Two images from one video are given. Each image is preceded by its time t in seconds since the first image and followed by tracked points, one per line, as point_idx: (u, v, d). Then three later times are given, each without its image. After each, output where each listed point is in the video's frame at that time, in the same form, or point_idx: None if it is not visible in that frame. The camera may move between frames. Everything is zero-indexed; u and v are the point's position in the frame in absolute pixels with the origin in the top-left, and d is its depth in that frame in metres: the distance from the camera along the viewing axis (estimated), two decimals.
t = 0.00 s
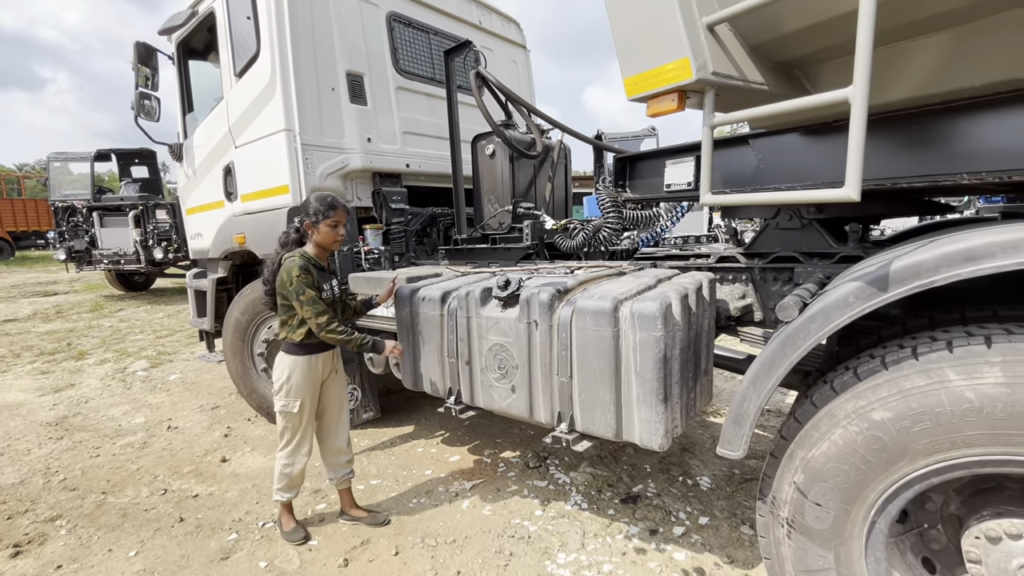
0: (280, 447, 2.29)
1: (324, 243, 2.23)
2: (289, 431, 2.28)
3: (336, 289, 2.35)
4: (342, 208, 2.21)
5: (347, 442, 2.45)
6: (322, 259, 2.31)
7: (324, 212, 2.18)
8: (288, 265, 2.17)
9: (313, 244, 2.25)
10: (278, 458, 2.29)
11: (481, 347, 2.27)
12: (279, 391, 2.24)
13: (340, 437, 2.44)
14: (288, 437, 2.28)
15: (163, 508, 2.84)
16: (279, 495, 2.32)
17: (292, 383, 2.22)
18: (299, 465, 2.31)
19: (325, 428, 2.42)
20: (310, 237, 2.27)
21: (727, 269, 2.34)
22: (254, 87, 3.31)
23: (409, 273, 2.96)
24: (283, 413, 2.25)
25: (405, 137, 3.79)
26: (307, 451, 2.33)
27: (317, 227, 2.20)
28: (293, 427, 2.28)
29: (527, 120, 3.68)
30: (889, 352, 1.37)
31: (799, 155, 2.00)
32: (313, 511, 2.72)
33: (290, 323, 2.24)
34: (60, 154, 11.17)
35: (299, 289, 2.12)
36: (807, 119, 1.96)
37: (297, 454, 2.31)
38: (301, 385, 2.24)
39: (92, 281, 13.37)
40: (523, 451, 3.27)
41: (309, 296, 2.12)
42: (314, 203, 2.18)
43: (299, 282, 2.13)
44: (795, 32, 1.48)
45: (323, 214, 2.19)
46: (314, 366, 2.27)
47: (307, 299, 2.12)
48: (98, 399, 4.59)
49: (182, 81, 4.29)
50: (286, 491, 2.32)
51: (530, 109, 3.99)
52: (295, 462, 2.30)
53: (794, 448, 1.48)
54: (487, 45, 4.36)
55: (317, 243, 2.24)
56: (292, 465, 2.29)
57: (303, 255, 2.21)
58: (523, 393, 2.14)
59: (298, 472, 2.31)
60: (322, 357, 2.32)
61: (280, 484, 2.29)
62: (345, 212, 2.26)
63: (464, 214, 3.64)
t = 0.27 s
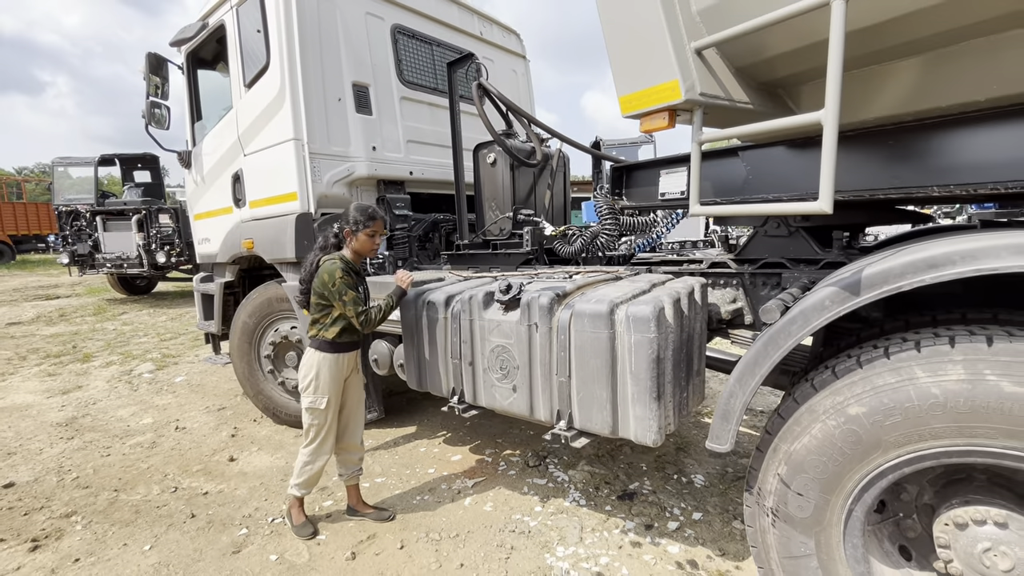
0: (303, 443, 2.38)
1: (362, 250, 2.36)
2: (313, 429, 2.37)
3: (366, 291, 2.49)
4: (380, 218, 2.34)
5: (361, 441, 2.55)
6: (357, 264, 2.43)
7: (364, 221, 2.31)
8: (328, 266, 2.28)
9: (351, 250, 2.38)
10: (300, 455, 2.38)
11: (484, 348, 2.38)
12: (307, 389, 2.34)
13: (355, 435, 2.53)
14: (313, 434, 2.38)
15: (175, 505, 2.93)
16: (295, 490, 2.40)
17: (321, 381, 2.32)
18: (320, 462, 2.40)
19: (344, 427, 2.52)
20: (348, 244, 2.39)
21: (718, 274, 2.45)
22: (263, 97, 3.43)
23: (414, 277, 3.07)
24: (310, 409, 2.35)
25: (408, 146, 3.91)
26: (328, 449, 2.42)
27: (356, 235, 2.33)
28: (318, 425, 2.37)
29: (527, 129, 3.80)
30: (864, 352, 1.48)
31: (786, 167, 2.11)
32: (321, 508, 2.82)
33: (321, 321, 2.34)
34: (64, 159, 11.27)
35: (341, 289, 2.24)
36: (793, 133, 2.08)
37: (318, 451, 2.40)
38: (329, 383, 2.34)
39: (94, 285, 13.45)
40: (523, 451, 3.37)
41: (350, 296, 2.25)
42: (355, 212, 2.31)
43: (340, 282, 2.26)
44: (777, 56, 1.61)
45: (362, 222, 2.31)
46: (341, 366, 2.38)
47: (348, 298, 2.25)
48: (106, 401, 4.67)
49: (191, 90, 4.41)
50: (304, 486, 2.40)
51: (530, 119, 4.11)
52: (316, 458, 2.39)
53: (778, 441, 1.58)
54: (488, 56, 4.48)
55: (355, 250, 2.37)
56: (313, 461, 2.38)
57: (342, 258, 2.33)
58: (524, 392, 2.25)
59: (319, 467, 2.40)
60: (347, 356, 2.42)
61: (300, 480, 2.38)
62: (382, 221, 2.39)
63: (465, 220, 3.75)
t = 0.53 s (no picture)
0: (319, 436, 2.46)
1: (390, 254, 2.47)
2: (330, 423, 2.46)
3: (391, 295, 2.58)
4: (409, 224, 2.44)
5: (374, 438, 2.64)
6: (386, 267, 2.55)
7: (394, 226, 2.42)
8: (358, 268, 2.40)
9: (381, 254, 2.49)
10: (315, 447, 2.47)
11: (491, 347, 2.46)
12: (327, 383, 2.44)
13: (369, 432, 2.62)
14: (329, 428, 2.46)
15: (188, 500, 3.01)
16: (306, 482, 2.47)
17: (341, 376, 2.42)
18: (333, 457, 2.48)
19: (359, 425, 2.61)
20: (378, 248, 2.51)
21: (717, 276, 2.54)
22: (274, 103, 3.52)
23: (421, 279, 3.16)
24: (328, 404, 2.44)
25: (414, 151, 4.00)
26: (342, 445, 2.50)
27: (386, 239, 2.44)
28: (336, 420, 2.46)
29: (530, 135, 3.89)
30: (854, 349, 1.58)
31: (782, 174, 2.20)
32: (330, 503, 2.89)
33: (345, 319, 2.46)
34: (68, 162, 11.35)
35: (365, 290, 2.35)
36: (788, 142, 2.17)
37: (333, 446, 2.48)
38: (347, 379, 2.43)
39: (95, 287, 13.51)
40: (527, 449, 3.45)
41: (373, 297, 2.35)
42: (385, 218, 2.43)
43: (366, 283, 2.37)
44: (773, 70, 1.70)
45: (391, 227, 2.42)
46: (360, 364, 2.47)
47: (371, 299, 2.35)
48: (115, 400, 4.74)
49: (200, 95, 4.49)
50: (315, 480, 2.48)
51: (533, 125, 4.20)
52: (329, 453, 2.47)
53: (774, 434, 1.67)
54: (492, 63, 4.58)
55: (384, 254, 2.49)
56: (326, 455, 2.46)
57: (370, 261, 2.44)
58: (530, 389, 2.33)
59: (331, 462, 2.48)
60: (367, 355, 2.51)
61: (312, 473, 2.45)
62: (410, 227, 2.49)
63: (470, 223, 3.84)
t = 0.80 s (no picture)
0: (336, 428, 2.55)
1: (407, 251, 2.57)
2: (347, 415, 2.54)
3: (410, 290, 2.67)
4: (420, 220, 2.55)
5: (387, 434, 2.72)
6: (404, 265, 2.65)
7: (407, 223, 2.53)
8: (378, 264, 2.49)
9: (398, 252, 2.60)
10: (330, 438, 2.55)
11: (501, 343, 2.55)
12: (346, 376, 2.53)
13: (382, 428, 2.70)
14: (346, 420, 2.55)
15: (204, 493, 3.09)
16: (318, 471, 2.55)
17: (360, 370, 2.52)
18: (348, 449, 2.56)
19: (374, 419, 2.69)
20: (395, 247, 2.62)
21: (719, 275, 2.63)
22: (287, 107, 3.61)
23: (431, 278, 3.24)
24: (347, 396, 2.53)
25: (423, 153, 4.09)
26: (357, 437, 2.59)
27: (400, 237, 2.56)
28: (353, 412, 2.54)
29: (535, 138, 3.98)
30: (851, 342, 1.67)
31: (783, 176, 2.29)
32: (343, 495, 2.98)
33: (366, 314, 2.55)
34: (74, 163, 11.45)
35: (384, 286, 2.44)
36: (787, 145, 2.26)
37: (348, 438, 2.57)
38: (366, 374, 2.53)
39: (99, 287, 13.56)
40: (533, 444, 3.53)
41: (391, 293, 2.45)
42: (398, 216, 2.54)
43: (384, 279, 2.46)
44: (774, 78, 1.80)
45: (404, 225, 2.53)
46: (379, 359, 2.57)
47: (389, 295, 2.44)
48: (126, 397, 4.83)
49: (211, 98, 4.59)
50: (327, 470, 2.56)
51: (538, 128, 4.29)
52: (344, 444, 2.55)
53: (775, 423, 1.75)
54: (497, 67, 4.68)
55: (400, 251, 2.60)
56: (340, 446, 2.54)
57: (389, 258, 2.54)
58: (539, 384, 2.41)
59: (343, 454, 2.56)
60: (386, 350, 2.61)
61: (325, 462, 2.54)
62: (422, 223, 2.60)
63: (477, 224, 3.92)
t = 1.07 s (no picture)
0: (359, 426, 2.61)
1: (410, 249, 2.64)
2: (371, 413, 2.62)
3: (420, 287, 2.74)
4: (420, 218, 2.62)
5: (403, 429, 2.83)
6: (411, 264, 2.72)
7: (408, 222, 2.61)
8: (384, 266, 2.57)
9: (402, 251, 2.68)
10: (354, 436, 2.61)
11: (509, 341, 2.62)
12: (369, 374, 2.61)
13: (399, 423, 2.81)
14: (368, 418, 2.62)
15: (217, 487, 3.16)
16: (339, 468, 2.61)
17: (383, 368, 2.60)
18: (371, 446, 2.64)
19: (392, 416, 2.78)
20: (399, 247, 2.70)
21: (721, 275, 2.70)
22: (298, 110, 3.68)
23: (439, 278, 3.32)
24: (370, 394, 2.61)
25: (430, 155, 4.17)
26: (379, 435, 2.66)
27: (403, 236, 2.63)
28: (377, 410, 2.62)
29: (540, 141, 4.05)
30: (849, 338, 1.74)
31: (784, 179, 2.37)
32: (354, 490, 3.05)
33: (379, 315, 2.63)
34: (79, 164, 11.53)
35: (391, 286, 2.52)
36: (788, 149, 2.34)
37: (371, 436, 2.64)
38: (387, 371, 2.62)
39: (103, 287, 13.64)
40: (538, 441, 3.60)
41: (399, 293, 2.52)
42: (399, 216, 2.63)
43: (392, 280, 2.53)
44: (775, 86, 1.87)
45: (405, 224, 2.61)
46: (398, 356, 2.66)
47: (397, 295, 2.52)
48: (136, 395, 4.90)
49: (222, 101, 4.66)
50: (348, 466, 2.62)
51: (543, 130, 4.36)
52: (367, 442, 2.62)
53: (776, 417, 1.83)
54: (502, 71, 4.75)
55: (403, 250, 2.67)
56: (363, 443, 2.61)
57: (395, 258, 2.62)
58: (547, 380, 2.49)
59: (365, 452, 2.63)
60: (403, 347, 2.70)
61: (347, 459, 2.60)
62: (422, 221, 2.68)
63: (484, 225, 4.00)
